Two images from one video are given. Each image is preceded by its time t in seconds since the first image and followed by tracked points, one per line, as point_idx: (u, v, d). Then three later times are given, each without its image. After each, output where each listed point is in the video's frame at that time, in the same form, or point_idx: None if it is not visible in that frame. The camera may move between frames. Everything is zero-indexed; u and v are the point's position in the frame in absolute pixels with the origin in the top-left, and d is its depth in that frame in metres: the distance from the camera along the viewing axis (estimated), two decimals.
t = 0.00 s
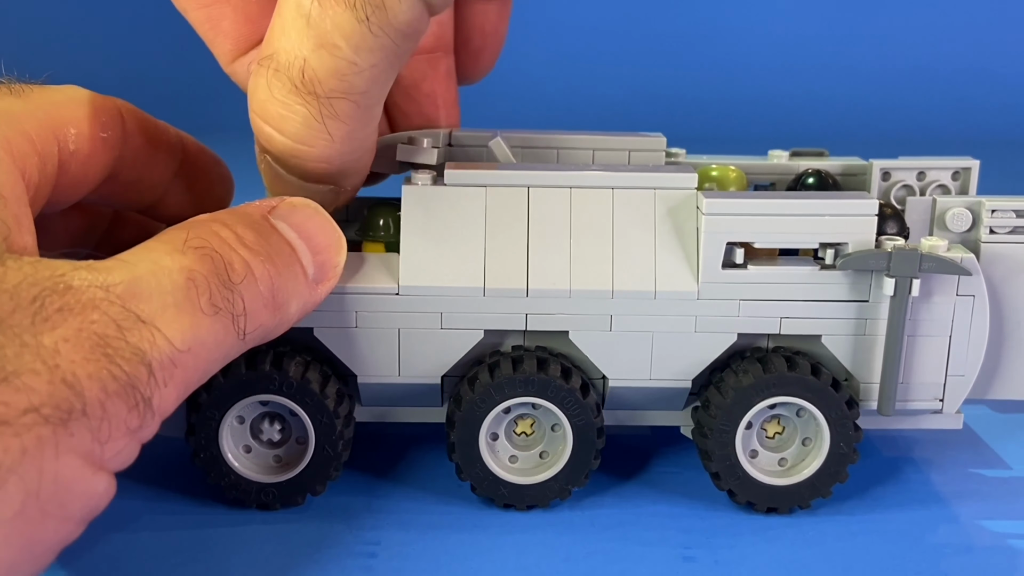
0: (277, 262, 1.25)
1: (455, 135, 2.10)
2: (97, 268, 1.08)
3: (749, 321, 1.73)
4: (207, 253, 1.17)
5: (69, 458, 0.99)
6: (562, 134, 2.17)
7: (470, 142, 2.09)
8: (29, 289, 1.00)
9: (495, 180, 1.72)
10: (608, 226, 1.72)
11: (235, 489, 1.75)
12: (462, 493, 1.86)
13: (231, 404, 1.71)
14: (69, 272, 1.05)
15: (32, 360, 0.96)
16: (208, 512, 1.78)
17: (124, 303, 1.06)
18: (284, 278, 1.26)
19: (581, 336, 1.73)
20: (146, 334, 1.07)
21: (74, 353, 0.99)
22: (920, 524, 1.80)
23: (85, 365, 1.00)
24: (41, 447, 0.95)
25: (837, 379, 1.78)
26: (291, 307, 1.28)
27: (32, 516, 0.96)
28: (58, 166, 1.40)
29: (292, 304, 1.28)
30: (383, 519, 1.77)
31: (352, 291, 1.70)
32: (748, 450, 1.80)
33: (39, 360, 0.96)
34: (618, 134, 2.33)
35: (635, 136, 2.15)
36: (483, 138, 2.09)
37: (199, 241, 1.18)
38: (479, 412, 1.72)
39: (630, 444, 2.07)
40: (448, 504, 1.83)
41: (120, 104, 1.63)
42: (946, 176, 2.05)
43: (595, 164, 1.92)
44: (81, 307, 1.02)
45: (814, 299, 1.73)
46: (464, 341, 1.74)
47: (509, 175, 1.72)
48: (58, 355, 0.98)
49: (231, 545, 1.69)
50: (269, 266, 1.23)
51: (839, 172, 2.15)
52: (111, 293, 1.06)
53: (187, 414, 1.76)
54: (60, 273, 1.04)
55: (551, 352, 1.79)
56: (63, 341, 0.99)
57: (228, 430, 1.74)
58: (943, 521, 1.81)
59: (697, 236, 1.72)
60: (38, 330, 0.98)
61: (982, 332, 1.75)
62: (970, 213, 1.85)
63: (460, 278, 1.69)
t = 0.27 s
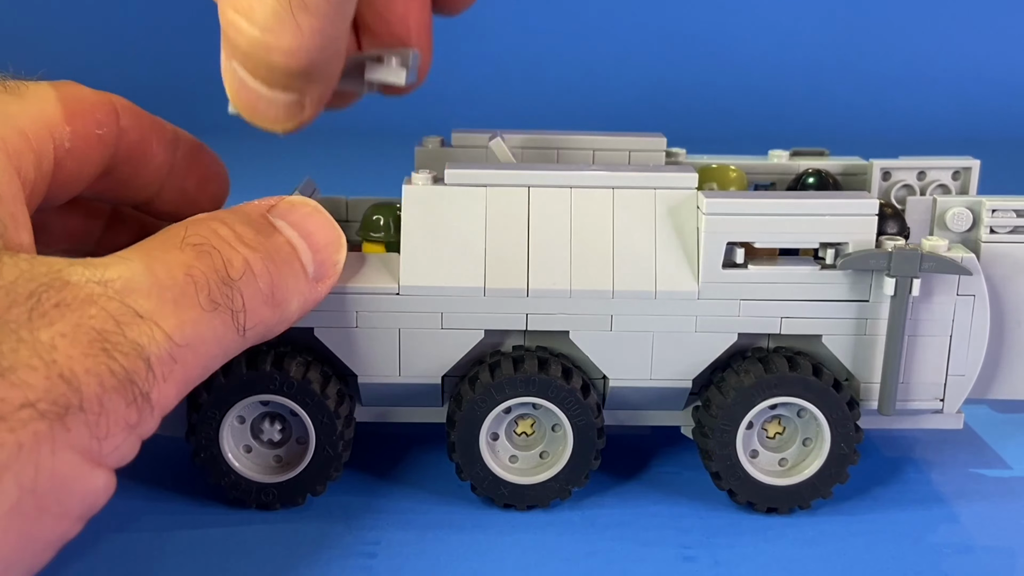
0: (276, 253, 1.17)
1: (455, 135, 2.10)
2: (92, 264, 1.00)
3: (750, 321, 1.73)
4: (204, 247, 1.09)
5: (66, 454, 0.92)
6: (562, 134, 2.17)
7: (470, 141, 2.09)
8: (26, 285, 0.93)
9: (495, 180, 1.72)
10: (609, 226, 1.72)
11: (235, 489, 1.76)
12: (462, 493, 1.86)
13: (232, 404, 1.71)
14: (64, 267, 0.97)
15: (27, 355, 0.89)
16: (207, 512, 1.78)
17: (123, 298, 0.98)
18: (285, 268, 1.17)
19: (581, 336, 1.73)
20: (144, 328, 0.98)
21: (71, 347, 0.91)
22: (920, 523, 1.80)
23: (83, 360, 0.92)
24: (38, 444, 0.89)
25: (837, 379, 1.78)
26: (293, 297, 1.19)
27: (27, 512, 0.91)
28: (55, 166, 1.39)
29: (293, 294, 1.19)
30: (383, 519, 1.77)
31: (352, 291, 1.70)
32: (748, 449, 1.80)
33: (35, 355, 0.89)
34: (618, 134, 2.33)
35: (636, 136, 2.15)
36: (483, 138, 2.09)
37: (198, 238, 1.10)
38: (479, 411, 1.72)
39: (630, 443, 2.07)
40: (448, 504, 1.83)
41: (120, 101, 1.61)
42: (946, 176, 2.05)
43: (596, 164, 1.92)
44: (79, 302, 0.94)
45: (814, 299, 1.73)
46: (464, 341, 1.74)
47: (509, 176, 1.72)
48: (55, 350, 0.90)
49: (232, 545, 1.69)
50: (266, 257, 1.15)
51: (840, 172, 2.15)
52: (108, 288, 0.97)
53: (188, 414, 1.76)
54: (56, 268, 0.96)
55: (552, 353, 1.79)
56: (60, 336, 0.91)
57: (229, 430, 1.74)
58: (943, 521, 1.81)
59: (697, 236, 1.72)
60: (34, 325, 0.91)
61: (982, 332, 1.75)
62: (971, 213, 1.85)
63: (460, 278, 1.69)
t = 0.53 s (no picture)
0: (278, 221, 1.07)
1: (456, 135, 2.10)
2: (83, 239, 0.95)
3: (750, 321, 1.73)
4: (195, 221, 1.00)
5: (52, 441, 0.88)
6: (563, 134, 2.17)
7: (471, 142, 2.09)
8: (8, 259, 0.89)
9: (495, 180, 1.73)
10: (609, 226, 1.72)
11: (235, 489, 1.76)
12: (462, 493, 1.86)
13: (232, 404, 1.71)
14: (52, 242, 0.93)
15: (10, 334, 0.85)
16: (207, 512, 1.78)
17: (111, 274, 0.92)
18: (285, 235, 1.07)
19: (582, 336, 1.73)
20: (134, 305, 0.93)
21: (58, 326, 0.87)
22: (920, 523, 1.80)
23: (70, 339, 0.87)
24: (20, 429, 0.85)
25: (838, 380, 1.78)
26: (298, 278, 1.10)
27: (11, 498, 0.87)
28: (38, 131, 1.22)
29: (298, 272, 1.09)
30: (383, 519, 1.77)
31: (352, 291, 1.71)
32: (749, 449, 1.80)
33: (19, 335, 0.85)
34: (619, 134, 2.33)
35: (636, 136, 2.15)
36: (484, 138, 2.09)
37: (187, 212, 1.01)
38: (480, 411, 1.72)
39: (630, 444, 2.07)
40: (448, 503, 1.83)
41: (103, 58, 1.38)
42: (946, 177, 2.05)
43: (596, 164, 1.92)
44: (65, 278, 0.89)
45: (815, 299, 1.73)
46: (465, 341, 1.74)
47: (510, 176, 1.72)
48: (41, 328, 0.86)
49: (231, 545, 1.69)
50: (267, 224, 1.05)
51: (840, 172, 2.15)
52: (97, 263, 0.93)
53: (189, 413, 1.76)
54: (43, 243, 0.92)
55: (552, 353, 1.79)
56: (46, 314, 0.87)
57: (230, 430, 1.74)
58: (943, 521, 1.81)
59: (698, 236, 1.72)
60: (19, 301, 0.87)
61: (983, 332, 1.75)
62: (971, 214, 1.85)
63: (461, 277, 1.69)
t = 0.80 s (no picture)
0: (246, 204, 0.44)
1: (456, 135, 2.10)
2: None
3: (750, 321, 1.73)
4: (109, 215, 0.40)
5: None
6: (563, 134, 2.17)
7: (471, 141, 2.09)
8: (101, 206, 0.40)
9: (495, 180, 1.73)
10: (610, 226, 1.72)
11: (235, 489, 1.76)
12: (462, 493, 1.86)
13: (232, 403, 1.71)
14: None
15: None
16: (207, 512, 1.78)
17: None
18: (242, 247, 0.43)
19: (582, 336, 1.73)
20: None
21: None
22: (921, 523, 1.80)
23: None
24: None
25: (838, 379, 1.78)
26: (225, 290, 0.43)
27: None
28: None
29: (229, 280, 0.43)
30: (384, 519, 1.77)
31: (352, 291, 1.71)
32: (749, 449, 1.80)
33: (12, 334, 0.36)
34: (619, 134, 2.33)
35: (636, 136, 2.16)
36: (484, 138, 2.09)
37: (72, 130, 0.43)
38: (479, 411, 1.72)
39: (630, 444, 2.07)
40: (448, 504, 1.83)
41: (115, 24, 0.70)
42: (946, 177, 2.05)
43: (596, 164, 1.92)
44: None
45: (814, 299, 1.73)
46: (465, 341, 1.74)
47: (510, 176, 1.72)
48: None
49: (232, 545, 1.69)
50: (266, 228, 0.44)
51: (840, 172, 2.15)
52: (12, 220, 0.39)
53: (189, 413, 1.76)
54: None
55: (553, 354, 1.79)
56: None
57: (230, 430, 1.74)
58: (943, 521, 1.81)
59: (698, 236, 1.72)
60: None
61: (983, 332, 1.75)
62: (971, 214, 1.85)
63: (461, 277, 1.69)
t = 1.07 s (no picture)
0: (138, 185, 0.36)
1: (456, 135, 2.10)
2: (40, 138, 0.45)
3: (750, 321, 1.73)
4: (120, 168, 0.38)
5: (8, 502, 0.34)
6: (563, 134, 2.17)
7: (471, 141, 2.09)
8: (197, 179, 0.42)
9: (495, 180, 1.72)
10: (610, 226, 1.72)
11: (235, 489, 1.76)
12: (463, 493, 1.86)
13: (231, 403, 1.70)
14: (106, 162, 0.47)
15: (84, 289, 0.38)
16: (207, 512, 1.78)
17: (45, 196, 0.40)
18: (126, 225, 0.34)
19: (582, 336, 1.73)
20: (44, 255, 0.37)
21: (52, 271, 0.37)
22: (921, 523, 1.80)
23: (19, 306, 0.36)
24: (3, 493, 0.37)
25: (838, 379, 1.78)
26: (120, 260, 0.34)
27: None
28: None
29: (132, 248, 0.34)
30: (384, 519, 1.77)
31: (351, 291, 1.70)
32: (749, 449, 1.79)
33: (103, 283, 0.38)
34: (619, 134, 2.33)
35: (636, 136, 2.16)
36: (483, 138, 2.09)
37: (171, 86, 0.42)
38: (479, 411, 1.71)
39: (630, 443, 2.07)
40: (448, 504, 1.83)
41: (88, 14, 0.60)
42: (946, 177, 2.05)
43: (596, 164, 1.92)
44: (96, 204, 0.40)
45: (815, 299, 1.73)
46: (464, 341, 1.74)
47: (509, 176, 1.72)
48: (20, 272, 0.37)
49: (232, 545, 1.69)
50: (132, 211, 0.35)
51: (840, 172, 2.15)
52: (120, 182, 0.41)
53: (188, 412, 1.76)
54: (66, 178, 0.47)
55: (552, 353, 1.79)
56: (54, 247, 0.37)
57: (229, 430, 1.74)
58: (943, 521, 1.81)
59: (698, 236, 1.72)
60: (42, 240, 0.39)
61: (983, 332, 1.75)
62: (971, 214, 1.85)
63: (461, 277, 1.69)
